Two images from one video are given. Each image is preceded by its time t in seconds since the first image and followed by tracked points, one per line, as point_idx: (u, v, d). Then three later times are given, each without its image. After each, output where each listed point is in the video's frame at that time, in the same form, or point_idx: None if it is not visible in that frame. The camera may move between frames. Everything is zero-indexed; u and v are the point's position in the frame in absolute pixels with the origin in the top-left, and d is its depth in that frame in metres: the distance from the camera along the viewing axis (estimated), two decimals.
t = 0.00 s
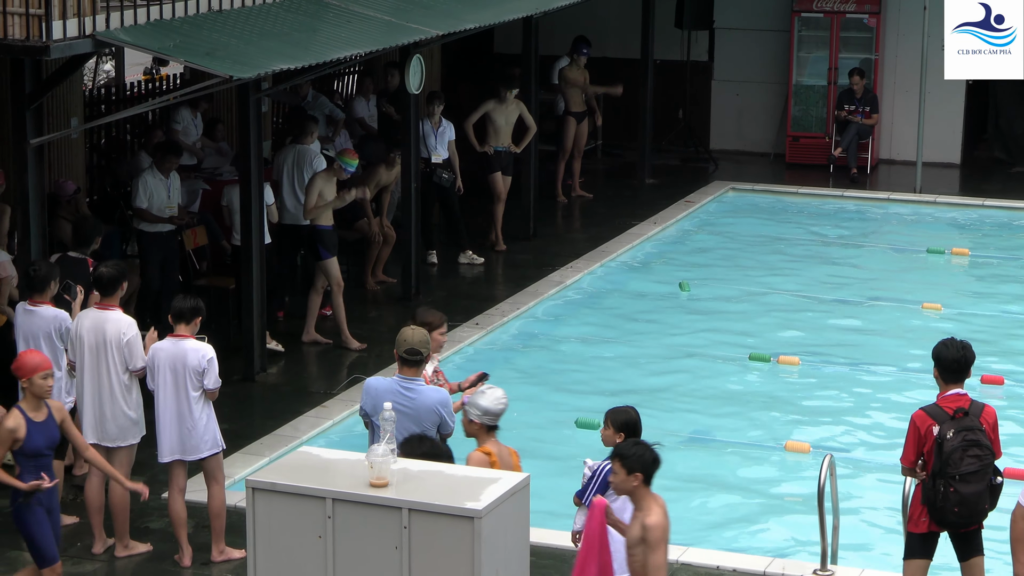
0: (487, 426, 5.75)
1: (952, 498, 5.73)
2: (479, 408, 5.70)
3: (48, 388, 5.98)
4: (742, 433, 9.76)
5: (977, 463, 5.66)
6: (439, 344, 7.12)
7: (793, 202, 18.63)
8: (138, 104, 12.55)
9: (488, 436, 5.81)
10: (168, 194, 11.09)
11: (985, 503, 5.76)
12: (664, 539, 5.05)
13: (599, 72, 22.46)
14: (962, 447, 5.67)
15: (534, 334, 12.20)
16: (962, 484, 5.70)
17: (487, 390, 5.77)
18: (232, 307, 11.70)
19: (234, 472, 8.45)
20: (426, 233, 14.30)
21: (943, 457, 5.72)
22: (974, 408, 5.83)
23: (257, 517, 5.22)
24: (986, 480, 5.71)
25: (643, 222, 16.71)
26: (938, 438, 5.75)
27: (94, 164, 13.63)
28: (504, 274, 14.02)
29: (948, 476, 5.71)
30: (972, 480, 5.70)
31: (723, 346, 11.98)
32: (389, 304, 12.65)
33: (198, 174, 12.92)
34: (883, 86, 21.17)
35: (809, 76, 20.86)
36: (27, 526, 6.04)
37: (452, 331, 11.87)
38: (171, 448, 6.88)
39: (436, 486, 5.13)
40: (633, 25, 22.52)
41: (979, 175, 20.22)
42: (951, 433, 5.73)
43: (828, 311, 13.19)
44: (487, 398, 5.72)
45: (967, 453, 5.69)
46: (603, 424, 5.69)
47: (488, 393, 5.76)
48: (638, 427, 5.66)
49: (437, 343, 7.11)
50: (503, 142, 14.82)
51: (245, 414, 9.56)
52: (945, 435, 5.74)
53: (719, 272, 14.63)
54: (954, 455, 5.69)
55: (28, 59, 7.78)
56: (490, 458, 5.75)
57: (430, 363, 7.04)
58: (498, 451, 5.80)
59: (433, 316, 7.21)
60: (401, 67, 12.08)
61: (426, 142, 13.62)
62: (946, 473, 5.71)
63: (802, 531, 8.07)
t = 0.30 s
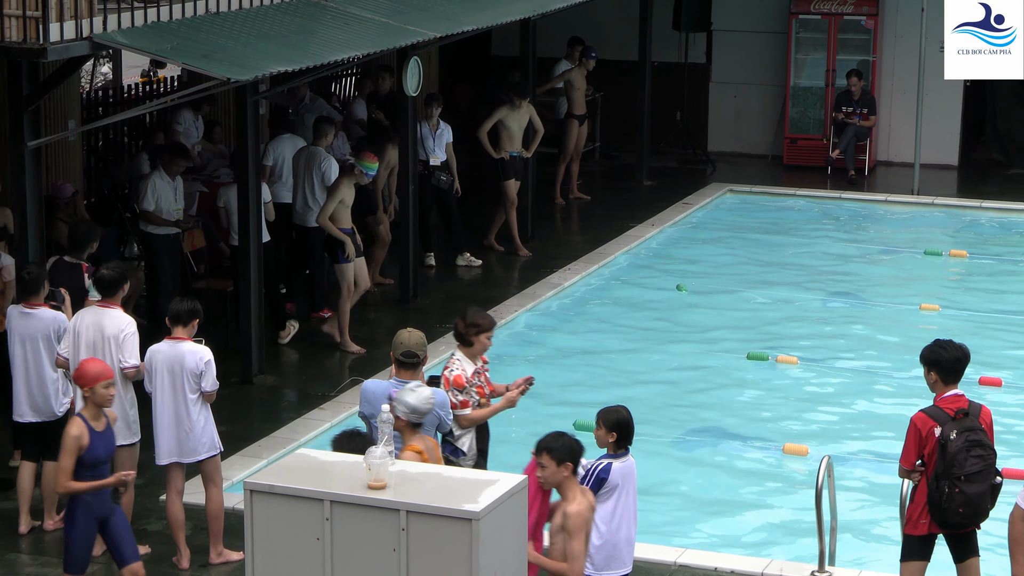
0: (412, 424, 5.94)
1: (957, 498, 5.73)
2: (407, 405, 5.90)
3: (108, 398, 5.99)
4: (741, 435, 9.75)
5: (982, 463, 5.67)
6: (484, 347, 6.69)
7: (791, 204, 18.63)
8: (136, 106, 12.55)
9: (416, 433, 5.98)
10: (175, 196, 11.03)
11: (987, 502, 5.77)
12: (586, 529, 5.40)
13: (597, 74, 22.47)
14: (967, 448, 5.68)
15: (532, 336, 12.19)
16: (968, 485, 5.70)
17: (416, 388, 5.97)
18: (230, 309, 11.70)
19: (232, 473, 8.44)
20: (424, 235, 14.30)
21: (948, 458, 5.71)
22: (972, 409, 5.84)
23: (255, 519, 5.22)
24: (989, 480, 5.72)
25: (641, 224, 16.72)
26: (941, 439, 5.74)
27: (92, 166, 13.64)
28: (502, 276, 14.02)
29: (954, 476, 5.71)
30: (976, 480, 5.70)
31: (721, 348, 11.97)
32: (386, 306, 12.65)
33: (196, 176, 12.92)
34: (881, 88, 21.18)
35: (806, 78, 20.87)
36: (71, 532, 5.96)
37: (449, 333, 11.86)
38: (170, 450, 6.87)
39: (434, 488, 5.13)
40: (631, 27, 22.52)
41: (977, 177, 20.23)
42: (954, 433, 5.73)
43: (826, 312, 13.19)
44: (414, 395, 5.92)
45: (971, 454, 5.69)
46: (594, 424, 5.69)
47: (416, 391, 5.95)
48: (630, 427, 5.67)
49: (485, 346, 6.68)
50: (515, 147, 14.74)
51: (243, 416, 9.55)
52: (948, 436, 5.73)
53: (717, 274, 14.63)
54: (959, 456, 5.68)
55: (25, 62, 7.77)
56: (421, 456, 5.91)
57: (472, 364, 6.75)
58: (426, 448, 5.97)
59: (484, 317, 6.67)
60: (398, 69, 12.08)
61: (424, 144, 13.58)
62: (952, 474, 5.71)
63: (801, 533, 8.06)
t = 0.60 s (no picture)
0: (346, 409, 6.03)
1: (962, 499, 5.72)
2: (336, 391, 5.97)
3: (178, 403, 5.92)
4: (741, 436, 9.75)
5: (986, 463, 5.67)
6: (538, 357, 6.40)
7: (791, 204, 18.64)
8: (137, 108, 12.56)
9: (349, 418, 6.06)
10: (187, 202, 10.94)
11: (993, 503, 5.76)
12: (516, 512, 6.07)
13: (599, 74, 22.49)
14: (971, 448, 5.68)
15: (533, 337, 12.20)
16: (972, 485, 5.69)
17: (349, 373, 6.01)
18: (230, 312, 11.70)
19: (233, 474, 8.45)
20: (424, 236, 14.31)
21: (952, 460, 5.71)
22: (974, 409, 5.84)
23: (255, 520, 5.22)
24: (994, 480, 5.72)
25: (642, 225, 16.72)
26: (945, 440, 5.74)
27: (93, 167, 13.66)
28: (504, 277, 14.01)
29: (959, 477, 5.70)
30: (981, 480, 5.70)
31: (723, 349, 11.96)
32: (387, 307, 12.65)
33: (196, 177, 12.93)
34: (882, 89, 21.19)
35: (807, 78, 20.83)
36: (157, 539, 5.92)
37: (450, 334, 11.86)
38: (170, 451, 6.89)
39: (435, 489, 5.13)
40: (632, 27, 22.53)
41: (978, 177, 20.22)
42: (958, 434, 5.73)
43: (827, 313, 13.19)
44: (344, 380, 5.97)
45: (976, 454, 5.70)
46: (584, 424, 5.71)
47: (348, 376, 6.00)
48: (618, 426, 5.68)
49: (539, 355, 6.39)
50: (531, 148, 14.72)
51: (243, 417, 9.55)
52: (951, 437, 5.73)
53: (718, 274, 14.63)
54: (964, 457, 5.68)
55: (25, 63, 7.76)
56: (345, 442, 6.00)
57: (524, 373, 6.45)
58: (355, 433, 6.05)
59: (539, 326, 6.37)
60: (399, 70, 12.08)
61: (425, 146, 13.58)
62: (957, 474, 5.70)
63: (803, 534, 8.06)
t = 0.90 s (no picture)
0: (293, 394, 6.02)
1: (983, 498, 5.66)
2: (286, 375, 5.97)
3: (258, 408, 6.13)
4: (758, 433, 9.70)
5: (1004, 460, 5.64)
6: (606, 358, 6.27)
7: (808, 201, 18.55)
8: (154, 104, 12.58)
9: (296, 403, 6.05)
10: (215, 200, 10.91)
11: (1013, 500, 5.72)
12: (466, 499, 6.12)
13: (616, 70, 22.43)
14: (988, 446, 5.64)
15: (548, 334, 12.17)
16: (992, 482, 5.64)
17: (297, 359, 6.05)
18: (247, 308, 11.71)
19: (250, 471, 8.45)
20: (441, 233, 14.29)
21: (970, 459, 5.67)
22: (988, 406, 5.81)
23: (272, 515, 5.22)
24: (1013, 476, 5.68)
25: (659, 222, 16.66)
26: (962, 439, 5.70)
27: (110, 163, 13.70)
28: (520, 274, 13.99)
29: (978, 476, 5.66)
30: (1001, 477, 5.66)
31: (739, 346, 11.91)
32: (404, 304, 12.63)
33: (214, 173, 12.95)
34: (898, 86, 21.07)
35: (824, 74, 20.75)
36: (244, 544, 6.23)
37: (466, 330, 11.85)
38: (187, 446, 6.91)
39: (451, 485, 5.12)
40: (648, 23, 22.47)
41: (995, 174, 20.07)
42: (974, 432, 5.68)
43: (843, 309, 13.12)
44: (294, 366, 5.99)
45: (993, 451, 5.66)
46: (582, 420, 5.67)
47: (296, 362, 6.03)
48: (614, 423, 5.63)
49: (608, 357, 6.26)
50: (564, 146, 14.51)
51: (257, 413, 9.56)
52: (968, 435, 5.69)
53: (734, 271, 14.57)
54: (982, 455, 5.64)
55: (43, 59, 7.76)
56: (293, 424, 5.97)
57: (590, 372, 6.30)
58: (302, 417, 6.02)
59: (612, 326, 6.24)
60: (416, 66, 12.06)
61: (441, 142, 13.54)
62: (976, 473, 5.66)
63: (819, 531, 8.01)
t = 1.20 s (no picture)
0: (224, 382, 6.11)
1: (976, 494, 5.67)
2: (217, 365, 6.05)
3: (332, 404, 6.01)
4: (759, 427, 9.69)
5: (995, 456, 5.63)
6: (665, 355, 6.02)
7: (811, 195, 18.53)
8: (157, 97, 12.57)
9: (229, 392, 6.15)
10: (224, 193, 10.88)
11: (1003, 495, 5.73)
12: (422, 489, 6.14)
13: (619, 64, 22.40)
14: (979, 443, 5.64)
15: (550, 327, 12.16)
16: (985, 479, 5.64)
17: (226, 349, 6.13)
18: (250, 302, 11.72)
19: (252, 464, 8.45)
20: (443, 227, 14.29)
21: (962, 456, 5.65)
22: (973, 403, 5.81)
23: (274, 508, 5.21)
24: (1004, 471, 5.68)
25: (662, 216, 16.64)
26: (952, 437, 5.66)
27: (113, 155, 13.70)
28: (523, 267, 13.98)
29: (971, 473, 5.65)
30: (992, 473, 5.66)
31: (741, 340, 11.90)
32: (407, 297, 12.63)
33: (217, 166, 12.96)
34: (901, 82, 21.04)
35: (827, 69, 20.70)
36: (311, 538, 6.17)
37: (469, 324, 11.85)
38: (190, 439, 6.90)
39: (452, 478, 5.12)
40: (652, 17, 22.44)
41: (997, 169, 20.05)
42: (964, 429, 5.68)
43: (845, 303, 13.11)
44: (225, 355, 6.08)
45: (984, 448, 5.66)
46: (568, 417, 5.75)
47: (226, 352, 6.12)
48: (601, 418, 5.71)
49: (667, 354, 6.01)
50: (584, 139, 14.57)
51: (259, 406, 9.56)
52: (958, 433, 5.67)
53: (737, 265, 14.55)
54: (974, 452, 5.64)
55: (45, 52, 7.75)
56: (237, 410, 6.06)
57: (648, 369, 6.08)
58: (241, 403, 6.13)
59: (669, 323, 6.01)
60: (419, 59, 12.04)
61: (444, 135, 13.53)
62: (969, 470, 5.64)
63: (821, 525, 7.99)
